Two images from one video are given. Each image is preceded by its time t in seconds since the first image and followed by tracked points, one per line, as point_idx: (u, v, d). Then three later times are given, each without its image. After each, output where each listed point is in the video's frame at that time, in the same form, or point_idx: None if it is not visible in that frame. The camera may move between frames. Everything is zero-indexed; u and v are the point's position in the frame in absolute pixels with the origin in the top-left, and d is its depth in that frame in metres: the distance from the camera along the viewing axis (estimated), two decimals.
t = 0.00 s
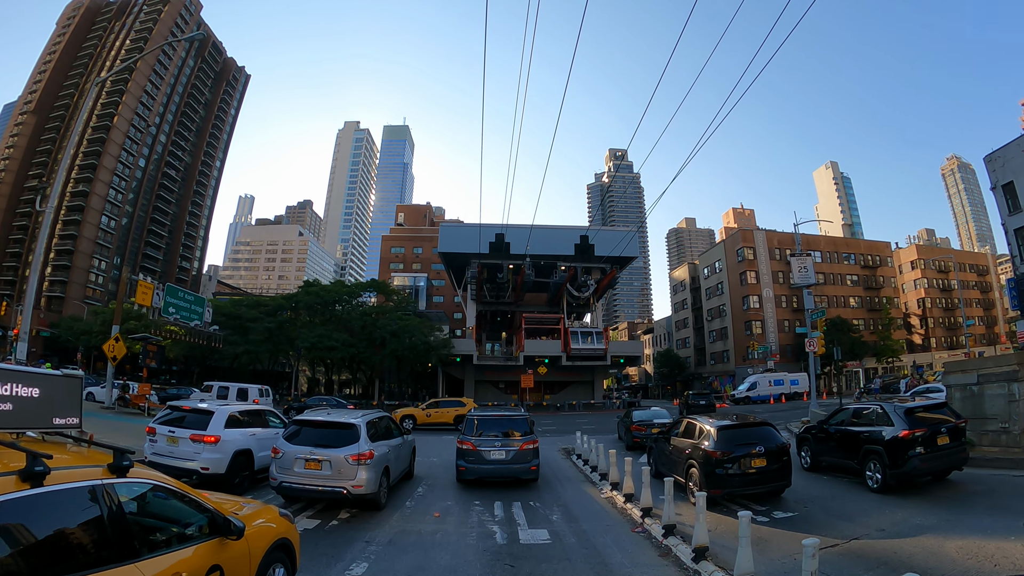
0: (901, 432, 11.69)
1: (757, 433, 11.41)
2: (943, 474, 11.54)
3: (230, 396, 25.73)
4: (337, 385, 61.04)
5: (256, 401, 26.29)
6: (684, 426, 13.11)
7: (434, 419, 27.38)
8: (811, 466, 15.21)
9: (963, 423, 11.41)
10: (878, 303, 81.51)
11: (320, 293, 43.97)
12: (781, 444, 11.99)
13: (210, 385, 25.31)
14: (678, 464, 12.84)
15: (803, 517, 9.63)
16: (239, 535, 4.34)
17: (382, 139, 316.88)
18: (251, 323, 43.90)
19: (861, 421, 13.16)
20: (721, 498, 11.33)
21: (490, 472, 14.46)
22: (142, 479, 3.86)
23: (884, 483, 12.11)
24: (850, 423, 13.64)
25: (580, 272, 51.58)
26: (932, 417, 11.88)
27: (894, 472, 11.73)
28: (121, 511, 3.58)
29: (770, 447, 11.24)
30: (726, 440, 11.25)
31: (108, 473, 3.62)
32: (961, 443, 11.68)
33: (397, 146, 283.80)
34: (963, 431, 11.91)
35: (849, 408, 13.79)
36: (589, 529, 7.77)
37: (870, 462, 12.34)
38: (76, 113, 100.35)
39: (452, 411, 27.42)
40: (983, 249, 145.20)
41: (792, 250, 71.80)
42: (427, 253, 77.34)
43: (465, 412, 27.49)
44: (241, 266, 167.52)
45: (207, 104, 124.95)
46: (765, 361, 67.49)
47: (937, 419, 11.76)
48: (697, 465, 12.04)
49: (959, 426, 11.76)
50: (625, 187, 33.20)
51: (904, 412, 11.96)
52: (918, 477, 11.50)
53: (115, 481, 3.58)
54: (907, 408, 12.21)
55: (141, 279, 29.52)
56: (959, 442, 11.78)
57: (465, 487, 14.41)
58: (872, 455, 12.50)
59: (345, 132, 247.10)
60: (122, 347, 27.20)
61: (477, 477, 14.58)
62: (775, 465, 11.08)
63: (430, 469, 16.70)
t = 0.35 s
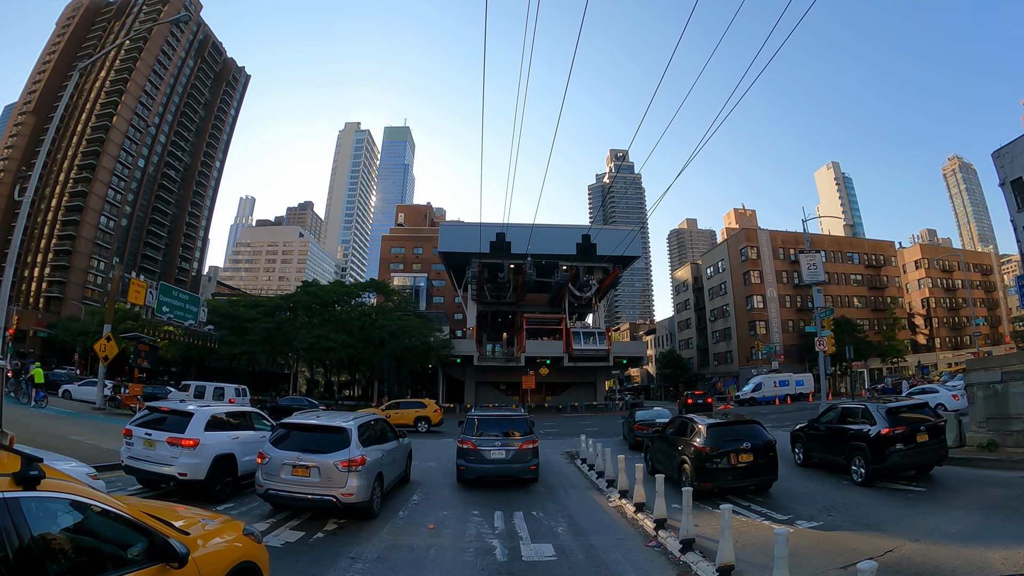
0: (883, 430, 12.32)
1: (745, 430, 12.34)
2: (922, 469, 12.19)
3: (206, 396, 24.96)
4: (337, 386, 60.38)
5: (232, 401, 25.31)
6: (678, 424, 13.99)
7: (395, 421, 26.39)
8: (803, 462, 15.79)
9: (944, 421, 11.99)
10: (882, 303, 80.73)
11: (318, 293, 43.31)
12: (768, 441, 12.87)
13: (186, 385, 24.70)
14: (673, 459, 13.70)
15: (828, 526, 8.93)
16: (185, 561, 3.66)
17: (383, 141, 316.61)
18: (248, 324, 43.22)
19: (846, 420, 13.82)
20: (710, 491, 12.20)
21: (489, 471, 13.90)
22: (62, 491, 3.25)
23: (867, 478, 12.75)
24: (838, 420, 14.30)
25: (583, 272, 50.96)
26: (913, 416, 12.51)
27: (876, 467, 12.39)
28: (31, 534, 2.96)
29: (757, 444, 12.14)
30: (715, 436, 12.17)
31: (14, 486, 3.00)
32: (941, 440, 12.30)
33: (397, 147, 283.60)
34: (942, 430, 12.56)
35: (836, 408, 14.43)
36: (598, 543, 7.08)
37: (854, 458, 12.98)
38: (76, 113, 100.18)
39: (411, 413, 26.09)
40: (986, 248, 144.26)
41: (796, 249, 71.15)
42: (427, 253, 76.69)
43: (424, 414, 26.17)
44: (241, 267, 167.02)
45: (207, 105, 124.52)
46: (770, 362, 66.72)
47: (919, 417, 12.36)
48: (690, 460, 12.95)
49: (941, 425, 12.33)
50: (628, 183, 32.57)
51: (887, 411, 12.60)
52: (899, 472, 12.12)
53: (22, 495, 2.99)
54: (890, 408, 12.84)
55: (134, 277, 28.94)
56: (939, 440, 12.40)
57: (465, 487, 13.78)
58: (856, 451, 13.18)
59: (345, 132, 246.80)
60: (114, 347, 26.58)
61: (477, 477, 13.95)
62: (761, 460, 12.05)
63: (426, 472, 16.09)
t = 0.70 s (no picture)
0: (866, 426, 13.44)
1: (734, 428, 13.30)
2: (902, 463, 13.28)
3: (181, 396, 24.52)
4: (336, 386, 59.67)
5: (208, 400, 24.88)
6: (672, 425, 14.92)
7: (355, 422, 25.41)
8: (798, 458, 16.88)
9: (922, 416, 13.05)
10: (887, 302, 79.87)
11: (316, 292, 42.57)
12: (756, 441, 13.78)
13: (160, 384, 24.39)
14: (668, 457, 14.64)
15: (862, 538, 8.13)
16: None
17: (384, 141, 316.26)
18: (246, 323, 42.57)
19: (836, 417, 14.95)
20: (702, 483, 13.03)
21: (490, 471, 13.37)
22: None
23: (852, 471, 13.84)
24: (829, 420, 15.47)
25: (585, 271, 50.22)
26: (893, 413, 13.64)
27: (860, 460, 13.46)
28: None
29: (745, 440, 13.06)
30: (706, 433, 13.07)
31: None
32: (921, 436, 13.36)
33: (398, 147, 283.24)
34: (922, 427, 13.64)
35: (827, 407, 15.56)
36: (611, 560, 6.36)
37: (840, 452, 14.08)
38: (76, 113, 99.78)
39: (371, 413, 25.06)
40: (990, 247, 143.37)
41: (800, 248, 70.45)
42: (427, 252, 76.03)
43: (385, 414, 25.22)
44: (241, 267, 166.51)
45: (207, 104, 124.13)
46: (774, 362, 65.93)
47: (899, 414, 13.49)
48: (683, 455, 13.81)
49: (920, 422, 13.41)
50: (632, 178, 31.82)
51: (870, 409, 13.72)
52: (880, 465, 13.22)
53: None
54: (874, 406, 13.95)
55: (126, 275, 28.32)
56: (918, 437, 13.48)
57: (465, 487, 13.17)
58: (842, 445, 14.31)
59: (346, 132, 246.32)
60: (105, 345, 25.93)
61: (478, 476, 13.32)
62: (750, 455, 12.94)
63: (424, 475, 15.35)
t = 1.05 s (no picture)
0: (851, 421, 14.17)
1: (727, 425, 13.43)
2: (885, 456, 14.01)
3: (159, 395, 24.24)
4: (335, 387, 58.92)
5: (186, 398, 24.93)
6: (670, 421, 15.08)
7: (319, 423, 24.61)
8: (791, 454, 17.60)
9: (905, 412, 13.79)
10: (893, 301, 78.95)
11: (314, 291, 41.80)
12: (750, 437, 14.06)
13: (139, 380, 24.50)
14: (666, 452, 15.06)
15: (903, 550, 7.36)
16: None
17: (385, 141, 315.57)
18: (242, 322, 41.81)
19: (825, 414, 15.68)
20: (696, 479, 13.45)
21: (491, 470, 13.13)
22: None
23: (839, 464, 14.56)
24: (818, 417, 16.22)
25: (588, 269, 49.26)
26: (876, 409, 14.44)
27: (846, 453, 14.19)
28: None
29: (737, 438, 13.25)
30: (700, 430, 13.31)
31: None
32: (903, 431, 14.11)
33: (399, 147, 282.69)
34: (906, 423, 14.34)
35: (817, 405, 16.28)
36: None
37: (828, 447, 14.79)
38: (75, 112, 99.30)
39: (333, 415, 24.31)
40: (994, 245, 142.22)
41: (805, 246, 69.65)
42: (428, 251, 75.32)
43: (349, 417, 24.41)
44: (242, 268, 166.02)
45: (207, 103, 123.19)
46: (780, 361, 65.08)
47: (883, 410, 14.28)
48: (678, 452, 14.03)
49: (903, 418, 14.17)
50: (637, 173, 30.97)
51: (855, 406, 14.46)
52: (864, 457, 13.97)
53: None
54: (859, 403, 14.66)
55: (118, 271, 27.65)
56: (901, 432, 14.20)
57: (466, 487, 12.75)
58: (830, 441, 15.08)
59: (346, 132, 246.05)
60: (94, 344, 25.26)
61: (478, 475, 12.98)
62: (743, 453, 13.13)
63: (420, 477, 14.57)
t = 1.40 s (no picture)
0: (840, 419, 15.38)
1: (723, 422, 13.61)
2: (872, 451, 15.18)
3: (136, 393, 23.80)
4: (334, 386, 58.15)
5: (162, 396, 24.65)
6: (669, 418, 15.51)
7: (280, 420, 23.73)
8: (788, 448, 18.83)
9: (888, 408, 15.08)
10: (899, 300, 77.97)
11: (312, 289, 41.02)
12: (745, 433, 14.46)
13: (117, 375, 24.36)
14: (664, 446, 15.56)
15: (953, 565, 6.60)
16: None
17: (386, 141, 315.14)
18: (239, 321, 41.09)
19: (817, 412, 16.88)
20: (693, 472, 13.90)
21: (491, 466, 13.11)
22: None
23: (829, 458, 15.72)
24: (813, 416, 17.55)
25: (591, 266, 48.26)
26: (863, 406, 15.85)
27: (836, 449, 15.38)
28: None
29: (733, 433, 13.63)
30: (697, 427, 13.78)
31: None
32: (888, 428, 15.33)
33: (400, 147, 282.15)
34: (891, 422, 15.57)
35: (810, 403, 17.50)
36: None
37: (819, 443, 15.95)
38: (74, 110, 98.59)
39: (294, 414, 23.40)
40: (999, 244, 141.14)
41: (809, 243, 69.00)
42: (428, 250, 74.65)
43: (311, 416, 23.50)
44: (242, 267, 165.53)
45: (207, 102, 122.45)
46: (785, 360, 64.22)
47: (868, 407, 15.58)
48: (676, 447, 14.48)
49: (888, 415, 15.45)
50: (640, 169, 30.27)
51: (845, 404, 15.66)
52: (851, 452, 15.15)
53: None
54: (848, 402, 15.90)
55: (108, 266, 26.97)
56: (886, 429, 15.42)
57: (467, 485, 12.57)
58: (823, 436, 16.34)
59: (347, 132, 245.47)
60: (83, 341, 24.54)
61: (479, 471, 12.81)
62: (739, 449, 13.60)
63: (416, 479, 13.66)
